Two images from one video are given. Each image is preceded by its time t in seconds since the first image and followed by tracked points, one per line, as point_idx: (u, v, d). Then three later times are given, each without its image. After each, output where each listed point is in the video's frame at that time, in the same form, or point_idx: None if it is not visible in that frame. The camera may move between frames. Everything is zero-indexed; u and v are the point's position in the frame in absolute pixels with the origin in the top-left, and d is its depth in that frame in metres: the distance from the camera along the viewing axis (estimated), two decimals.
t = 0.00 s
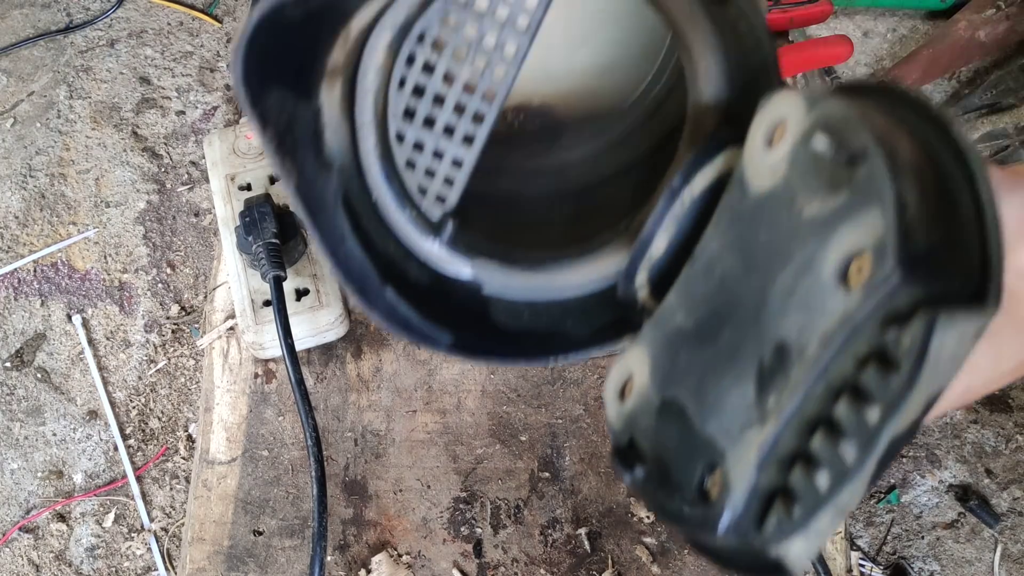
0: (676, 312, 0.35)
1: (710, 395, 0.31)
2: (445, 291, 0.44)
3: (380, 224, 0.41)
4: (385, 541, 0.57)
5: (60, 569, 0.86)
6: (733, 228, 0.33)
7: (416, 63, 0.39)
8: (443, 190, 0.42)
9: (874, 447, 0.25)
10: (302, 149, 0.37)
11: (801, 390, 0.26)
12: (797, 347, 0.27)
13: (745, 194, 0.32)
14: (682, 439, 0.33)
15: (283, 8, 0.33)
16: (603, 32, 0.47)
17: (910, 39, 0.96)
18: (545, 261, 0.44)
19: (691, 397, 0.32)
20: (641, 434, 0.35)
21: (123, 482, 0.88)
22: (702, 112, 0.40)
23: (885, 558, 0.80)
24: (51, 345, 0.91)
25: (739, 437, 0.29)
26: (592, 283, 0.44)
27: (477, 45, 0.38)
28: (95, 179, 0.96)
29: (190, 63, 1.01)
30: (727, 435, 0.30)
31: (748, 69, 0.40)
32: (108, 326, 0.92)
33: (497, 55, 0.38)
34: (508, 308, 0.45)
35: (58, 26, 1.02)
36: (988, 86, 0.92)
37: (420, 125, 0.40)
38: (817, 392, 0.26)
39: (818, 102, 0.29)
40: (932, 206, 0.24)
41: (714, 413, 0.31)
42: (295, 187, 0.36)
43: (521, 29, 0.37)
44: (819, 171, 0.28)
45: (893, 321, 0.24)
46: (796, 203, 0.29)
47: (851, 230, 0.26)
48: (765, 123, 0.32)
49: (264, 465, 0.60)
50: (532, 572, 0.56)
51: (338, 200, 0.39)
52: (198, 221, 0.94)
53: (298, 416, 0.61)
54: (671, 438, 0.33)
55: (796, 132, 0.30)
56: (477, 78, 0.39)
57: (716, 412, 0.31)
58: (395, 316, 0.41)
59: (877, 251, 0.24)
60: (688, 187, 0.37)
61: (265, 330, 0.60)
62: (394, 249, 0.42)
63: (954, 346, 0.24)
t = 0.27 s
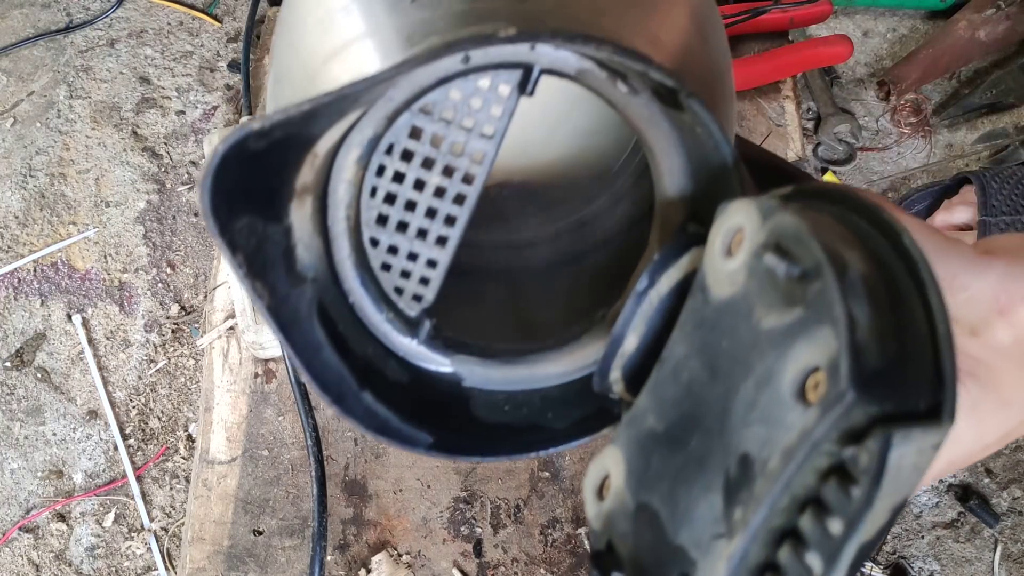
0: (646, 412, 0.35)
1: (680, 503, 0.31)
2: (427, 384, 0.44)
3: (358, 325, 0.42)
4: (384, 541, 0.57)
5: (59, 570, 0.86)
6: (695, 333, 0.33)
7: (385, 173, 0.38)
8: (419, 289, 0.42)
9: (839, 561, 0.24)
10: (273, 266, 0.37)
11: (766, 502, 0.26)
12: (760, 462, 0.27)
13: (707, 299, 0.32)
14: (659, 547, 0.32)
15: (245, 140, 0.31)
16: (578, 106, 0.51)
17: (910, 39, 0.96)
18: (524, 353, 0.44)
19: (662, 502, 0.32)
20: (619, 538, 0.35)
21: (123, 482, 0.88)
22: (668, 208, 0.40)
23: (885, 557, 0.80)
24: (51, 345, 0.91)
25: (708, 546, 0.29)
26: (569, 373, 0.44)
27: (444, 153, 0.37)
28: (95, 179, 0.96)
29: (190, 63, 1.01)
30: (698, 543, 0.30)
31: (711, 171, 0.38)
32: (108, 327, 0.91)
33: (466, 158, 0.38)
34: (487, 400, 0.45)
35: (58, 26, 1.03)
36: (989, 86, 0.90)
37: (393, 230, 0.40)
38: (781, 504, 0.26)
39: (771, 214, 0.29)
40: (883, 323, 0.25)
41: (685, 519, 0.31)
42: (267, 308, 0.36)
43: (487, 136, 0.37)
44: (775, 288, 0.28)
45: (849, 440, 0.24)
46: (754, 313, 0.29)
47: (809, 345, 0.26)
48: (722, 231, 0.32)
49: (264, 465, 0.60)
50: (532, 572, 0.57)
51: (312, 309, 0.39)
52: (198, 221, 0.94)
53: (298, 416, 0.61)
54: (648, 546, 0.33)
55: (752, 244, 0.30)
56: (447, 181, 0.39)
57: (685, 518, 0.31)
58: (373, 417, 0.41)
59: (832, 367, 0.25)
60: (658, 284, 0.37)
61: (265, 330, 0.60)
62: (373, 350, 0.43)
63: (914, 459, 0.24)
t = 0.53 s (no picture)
0: (632, 429, 0.35)
1: (664, 520, 0.31)
2: (414, 401, 0.46)
3: (345, 343, 0.44)
4: (385, 541, 0.57)
5: (59, 570, 0.86)
6: (679, 350, 0.34)
7: (372, 192, 0.39)
8: (407, 307, 0.43)
9: None
10: (257, 288, 0.38)
11: (747, 521, 0.27)
12: (740, 480, 0.28)
13: (689, 316, 0.33)
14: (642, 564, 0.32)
15: (228, 161, 0.32)
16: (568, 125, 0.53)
17: (910, 39, 0.96)
18: (510, 372, 0.45)
19: (646, 518, 0.33)
20: (603, 556, 0.35)
21: (123, 482, 0.88)
22: (654, 223, 0.41)
23: (885, 558, 0.80)
24: (51, 345, 0.91)
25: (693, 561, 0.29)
26: (556, 391, 0.46)
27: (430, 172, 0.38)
28: (95, 179, 0.96)
29: (190, 63, 1.01)
30: (682, 559, 0.30)
31: (695, 188, 0.39)
32: (108, 327, 0.91)
33: (451, 177, 0.39)
34: (476, 419, 0.46)
35: (58, 26, 1.03)
36: (989, 86, 0.90)
37: (380, 248, 0.41)
38: (762, 521, 0.27)
39: (751, 233, 0.30)
40: (858, 338, 0.26)
41: (668, 535, 0.31)
42: (250, 327, 0.37)
43: (472, 155, 0.37)
44: (754, 306, 0.30)
45: (828, 458, 0.25)
46: (734, 332, 0.30)
47: (786, 362, 0.27)
48: (704, 248, 0.33)
49: (264, 465, 0.60)
50: (532, 572, 0.57)
51: (297, 329, 0.41)
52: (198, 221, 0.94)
53: (298, 416, 0.61)
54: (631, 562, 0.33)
55: (732, 262, 0.31)
56: (434, 200, 0.39)
57: (669, 534, 0.31)
58: (360, 436, 0.43)
59: (809, 385, 0.26)
60: (642, 301, 0.38)
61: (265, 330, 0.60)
62: (360, 369, 0.44)
63: (893, 476, 0.25)
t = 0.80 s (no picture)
0: (622, 429, 0.35)
1: (652, 520, 0.31)
2: (408, 402, 0.46)
3: (340, 344, 0.44)
4: (385, 541, 0.57)
5: (59, 570, 0.86)
6: (669, 351, 0.33)
7: (366, 194, 0.39)
8: (400, 309, 0.43)
9: None
10: (250, 288, 0.38)
11: (733, 519, 0.27)
12: (727, 479, 0.28)
13: (678, 317, 0.33)
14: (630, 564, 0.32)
15: (221, 161, 0.32)
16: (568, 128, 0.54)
17: (910, 39, 0.96)
18: (504, 374, 0.46)
19: (635, 518, 0.33)
20: (592, 557, 0.35)
21: (123, 482, 0.88)
22: (647, 226, 0.40)
23: (885, 557, 0.80)
24: (51, 345, 0.91)
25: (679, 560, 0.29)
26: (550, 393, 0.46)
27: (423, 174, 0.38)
28: (95, 179, 0.96)
29: (190, 63, 1.01)
30: (670, 558, 0.30)
31: (688, 190, 0.39)
32: (108, 327, 0.91)
33: (445, 179, 0.38)
34: (469, 421, 0.46)
35: (58, 26, 1.03)
36: (988, 86, 0.91)
37: (374, 250, 0.41)
38: (748, 521, 0.27)
39: (740, 234, 0.30)
40: (844, 340, 0.27)
41: (657, 534, 0.31)
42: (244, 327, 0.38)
43: (466, 158, 0.37)
44: (742, 307, 0.30)
45: (814, 456, 0.25)
46: (722, 333, 0.30)
47: (772, 363, 0.27)
48: (693, 249, 0.32)
49: (264, 465, 0.60)
50: (532, 572, 0.57)
51: (291, 329, 0.41)
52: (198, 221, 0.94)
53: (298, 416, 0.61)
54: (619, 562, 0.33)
55: (721, 263, 0.31)
56: (427, 202, 0.39)
57: (658, 534, 0.31)
58: (353, 437, 0.43)
59: (795, 385, 0.26)
60: (633, 303, 0.38)
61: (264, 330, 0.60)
62: (354, 370, 0.44)
63: (878, 474, 0.25)
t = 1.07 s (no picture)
0: (617, 424, 0.35)
1: (647, 515, 0.32)
2: (406, 399, 0.46)
3: (339, 341, 0.44)
4: (385, 541, 0.57)
5: (59, 569, 0.86)
6: (664, 347, 0.33)
7: (365, 193, 0.39)
8: (400, 306, 0.43)
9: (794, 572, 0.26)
10: (250, 285, 0.38)
11: (726, 514, 0.27)
12: (720, 474, 0.28)
13: (674, 314, 0.33)
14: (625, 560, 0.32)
15: (221, 158, 0.32)
16: (568, 128, 0.54)
17: (910, 39, 0.96)
18: (502, 371, 0.45)
19: (630, 514, 0.33)
20: (588, 552, 0.35)
21: (123, 482, 0.88)
22: (645, 225, 0.40)
23: (885, 558, 0.80)
24: (51, 345, 0.91)
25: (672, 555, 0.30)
26: (547, 390, 0.45)
27: (422, 172, 0.38)
28: (95, 179, 0.96)
29: (190, 63, 1.01)
30: (664, 554, 0.30)
31: (684, 188, 0.39)
32: (108, 327, 0.91)
33: (444, 178, 0.39)
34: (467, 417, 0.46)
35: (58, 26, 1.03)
36: (988, 86, 0.92)
37: (374, 248, 0.41)
38: (741, 515, 0.27)
39: (735, 231, 0.30)
40: (839, 338, 0.26)
41: (651, 531, 0.31)
42: (244, 322, 0.38)
43: (465, 156, 0.37)
44: (736, 303, 0.30)
45: (806, 451, 0.26)
46: (717, 329, 0.30)
47: (766, 358, 0.27)
48: (688, 247, 0.32)
49: (264, 465, 0.60)
50: (532, 572, 0.57)
51: (291, 324, 0.41)
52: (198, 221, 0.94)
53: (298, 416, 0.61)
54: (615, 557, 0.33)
55: (715, 260, 0.31)
56: (426, 201, 0.39)
57: (652, 530, 0.31)
58: (352, 433, 0.42)
59: (787, 381, 0.26)
60: (630, 300, 0.38)
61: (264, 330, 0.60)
62: (353, 367, 0.44)
63: (869, 470, 0.25)
